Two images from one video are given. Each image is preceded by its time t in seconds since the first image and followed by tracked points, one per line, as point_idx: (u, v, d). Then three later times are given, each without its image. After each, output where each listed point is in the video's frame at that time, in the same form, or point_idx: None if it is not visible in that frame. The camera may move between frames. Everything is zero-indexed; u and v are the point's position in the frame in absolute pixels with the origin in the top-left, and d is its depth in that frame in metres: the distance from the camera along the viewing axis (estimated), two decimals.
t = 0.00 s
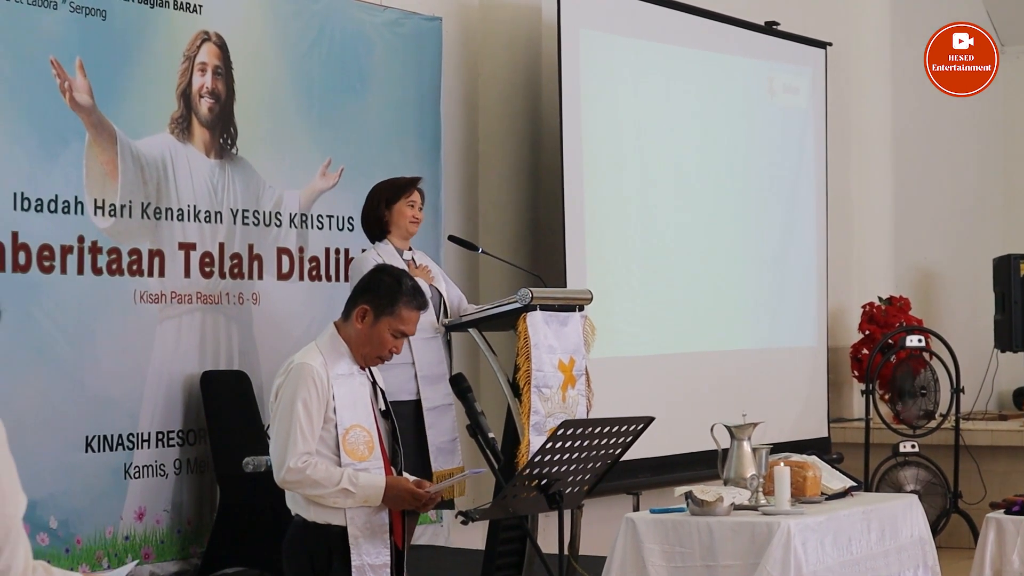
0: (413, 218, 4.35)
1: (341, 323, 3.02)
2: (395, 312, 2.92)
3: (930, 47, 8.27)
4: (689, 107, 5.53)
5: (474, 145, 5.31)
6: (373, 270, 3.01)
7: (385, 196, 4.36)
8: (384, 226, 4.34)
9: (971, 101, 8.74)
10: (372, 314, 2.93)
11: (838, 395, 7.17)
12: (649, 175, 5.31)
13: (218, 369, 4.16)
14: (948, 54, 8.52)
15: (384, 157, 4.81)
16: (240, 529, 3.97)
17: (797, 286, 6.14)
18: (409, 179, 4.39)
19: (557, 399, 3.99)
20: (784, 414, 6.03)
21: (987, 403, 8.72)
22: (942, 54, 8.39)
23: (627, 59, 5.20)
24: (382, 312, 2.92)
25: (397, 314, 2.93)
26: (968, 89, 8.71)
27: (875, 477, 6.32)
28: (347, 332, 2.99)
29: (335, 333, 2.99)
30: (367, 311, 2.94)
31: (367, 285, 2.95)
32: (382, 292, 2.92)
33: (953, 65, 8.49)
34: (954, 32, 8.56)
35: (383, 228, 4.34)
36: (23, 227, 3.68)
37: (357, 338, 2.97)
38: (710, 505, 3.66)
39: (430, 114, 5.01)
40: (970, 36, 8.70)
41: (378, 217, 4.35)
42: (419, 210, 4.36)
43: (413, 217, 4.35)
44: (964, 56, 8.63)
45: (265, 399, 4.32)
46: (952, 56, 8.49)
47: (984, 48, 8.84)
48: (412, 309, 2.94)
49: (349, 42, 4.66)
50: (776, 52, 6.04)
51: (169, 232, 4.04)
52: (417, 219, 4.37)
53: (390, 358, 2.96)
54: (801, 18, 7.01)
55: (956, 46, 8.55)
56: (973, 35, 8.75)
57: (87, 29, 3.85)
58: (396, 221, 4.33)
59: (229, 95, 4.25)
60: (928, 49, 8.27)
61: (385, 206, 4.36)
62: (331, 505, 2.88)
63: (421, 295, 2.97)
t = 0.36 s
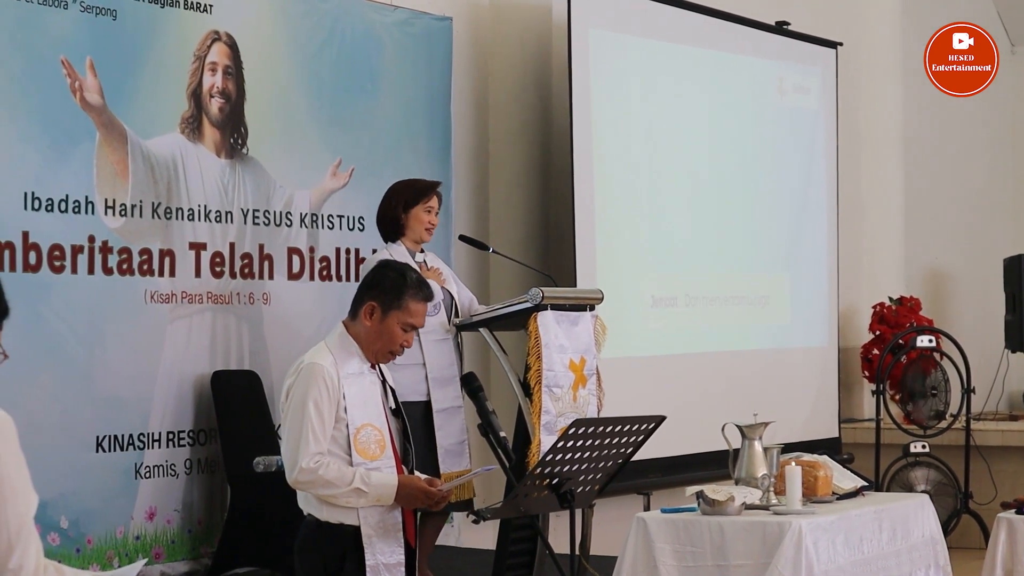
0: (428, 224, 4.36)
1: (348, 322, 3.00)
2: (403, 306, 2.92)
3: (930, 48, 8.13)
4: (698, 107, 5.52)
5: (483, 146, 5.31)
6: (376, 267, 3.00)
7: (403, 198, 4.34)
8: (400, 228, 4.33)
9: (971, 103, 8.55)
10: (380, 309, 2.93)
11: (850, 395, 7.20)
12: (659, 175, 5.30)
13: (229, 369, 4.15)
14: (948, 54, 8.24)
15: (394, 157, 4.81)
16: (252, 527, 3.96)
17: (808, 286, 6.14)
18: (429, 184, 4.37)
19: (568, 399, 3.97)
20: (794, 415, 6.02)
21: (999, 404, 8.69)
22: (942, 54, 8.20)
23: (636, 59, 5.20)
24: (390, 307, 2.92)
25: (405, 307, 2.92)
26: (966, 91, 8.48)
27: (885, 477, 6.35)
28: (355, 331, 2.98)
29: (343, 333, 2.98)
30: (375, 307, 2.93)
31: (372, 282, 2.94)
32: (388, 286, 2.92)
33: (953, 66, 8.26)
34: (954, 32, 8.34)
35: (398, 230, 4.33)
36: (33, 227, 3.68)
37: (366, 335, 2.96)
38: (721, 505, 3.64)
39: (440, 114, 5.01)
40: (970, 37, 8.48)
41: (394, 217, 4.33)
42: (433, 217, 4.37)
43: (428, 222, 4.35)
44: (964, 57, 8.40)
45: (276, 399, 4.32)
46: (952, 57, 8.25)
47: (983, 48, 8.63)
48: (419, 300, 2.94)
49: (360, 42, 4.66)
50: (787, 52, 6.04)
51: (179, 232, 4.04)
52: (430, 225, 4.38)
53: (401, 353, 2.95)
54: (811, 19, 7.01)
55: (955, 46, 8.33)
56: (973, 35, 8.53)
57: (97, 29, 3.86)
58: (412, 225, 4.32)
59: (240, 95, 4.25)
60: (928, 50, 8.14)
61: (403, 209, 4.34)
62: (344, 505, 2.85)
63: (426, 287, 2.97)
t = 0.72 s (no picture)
0: (450, 229, 4.28)
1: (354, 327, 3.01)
2: (393, 275, 2.98)
3: (929, 48, 7.96)
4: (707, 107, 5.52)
5: (493, 146, 5.31)
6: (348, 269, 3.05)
7: (429, 200, 4.25)
8: (421, 228, 4.27)
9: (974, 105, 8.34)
10: (379, 294, 2.97)
11: (859, 393, 7.23)
12: (669, 175, 5.31)
13: (240, 369, 4.15)
14: (948, 55, 8.05)
15: (405, 157, 4.81)
16: (265, 527, 3.96)
17: (818, 285, 6.14)
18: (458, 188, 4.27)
19: (580, 399, 3.95)
20: (803, 415, 6.02)
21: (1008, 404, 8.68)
22: (942, 54, 8.01)
23: (646, 59, 5.19)
24: (384, 285, 2.97)
25: (395, 277, 2.99)
26: (969, 90, 8.26)
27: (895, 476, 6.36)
28: (366, 329, 2.99)
29: (356, 337, 2.98)
30: (373, 295, 2.97)
31: (357, 276, 2.98)
32: (370, 269, 2.98)
33: (953, 66, 8.04)
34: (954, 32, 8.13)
35: (419, 230, 4.28)
36: (45, 227, 3.68)
37: (380, 326, 2.98)
38: (733, 505, 3.59)
39: (450, 113, 5.00)
40: (973, 39, 8.27)
41: (417, 215, 4.26)
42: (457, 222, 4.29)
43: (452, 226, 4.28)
44: (965, 57, 8.20)
45: (287, 398, 4.33)
46: (952, 57, 8.06)
47: (984, 50, 8.39)
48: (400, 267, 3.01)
49: (371, 42, 4.67)
50: (796, 52, 6.04)
51: (190, 232, 4.04)
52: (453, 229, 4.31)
53: (416, 319, 2.99)
54: (819, 19, 7.01)
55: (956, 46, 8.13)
56: (973, 34, 8.29)
57: (108, 29, 3.86)
58: (434, 229, 4.26)
59: (250, 95, 4.26)
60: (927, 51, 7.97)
61: (427, 210, 4.26)
62: (359, 506, 2.85)
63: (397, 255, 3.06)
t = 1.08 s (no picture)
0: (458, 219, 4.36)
1: (361, 326, 2.98)
2: (406, 275, 2.97)
3: (929, 48, 7.83)
4: (714, 108, 5.53)
5: (501, 146, 5.31)
6: (356, 266, 3.00)
7: (437, 191, 4.33)
8: (430, 221, 4.33)
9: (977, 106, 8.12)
10: (392, 293, 2.95)
11: (867, 394, 7.24)
12: (676, 174, 5.32)
13: (248, 369, 4.15)
14: (948, 54, 7.91)
15: (414, 157, 4.82)
16: (273, 527, 3.95)
17: (826, 286, 6.14)
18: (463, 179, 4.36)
19: (588, 398, 3.94)
20: (812, 415, 6.02)
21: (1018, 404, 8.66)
22: (942, 54, 7.88)
23: (652, 59, 5.20)
24: (399, 286, 2.94)
25: (408, 277, 2.98)
26: (966, 91, 8.04)
27: (904, 476, 6.36)
28: (373, 328, 2.96)
29: (364, 336, 2.95)
30: (387, 295, 2.94)
31: (370, 274, 2.95)
32: (383, 266, 2.95)
33: (953, 66, 7.92)
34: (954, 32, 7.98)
35: (427, 223, 4.34)
36: (54, 226, 3.68)
37: (390, 326, 2.96)
38: (742, 504, 3.54)
39: (458, 113, 5.00)
40: (970, 37, 8.07)
41: (425, 208, 4.33)
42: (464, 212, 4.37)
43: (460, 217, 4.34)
44: (965, 57, 8.06)
45: (296, 397, 4.33)
46: (952, 57, 7.93)
47: (982, 50, 8.16)
48: (411, 268, 3.00)
49: (380, 42, 4.67)
50: (805, 52, 6.04)
51: (198, 232, 4.04)
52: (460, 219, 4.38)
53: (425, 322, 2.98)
54: (826, 19, 7.01)
55: (957, 46, 7.99)
56: (973, 34, 8.10)
57: (117, 29, 3.86)
58: (443, 219, 4.32)
59: (259, 95, 4.26)
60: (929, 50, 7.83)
61: (435, 202, 4.33)
62: (373, 506, 2.83)
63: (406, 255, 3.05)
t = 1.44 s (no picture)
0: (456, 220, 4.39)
1: (367, 322, 2.95)
2: (418, 276, 2.97)
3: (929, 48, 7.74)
4: (720, 107, 5.52)
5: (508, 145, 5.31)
6: (367, 260, 2.97)
7: (434, 192, 4.39)
8: (429, 221, 4.36)
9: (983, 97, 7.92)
10: (406, 292, 2.94)
11: (874, 393, 7.25)
12: (681, 172, 5.32)
13: (255, 368, 4.15)
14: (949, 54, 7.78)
15: (420, 156, 4.81)
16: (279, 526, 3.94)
17: (832, 285, 6.13)
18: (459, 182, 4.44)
19: (596, 397, 3.92)
20: (819, 415, 6.01)
21: None
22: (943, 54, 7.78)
23: (658, 58, 5.20)
24: (413, 285, 2.94)
25: (419, 278, 2.97)
26: (966, 91, 7.86)
27: (911, 477, 6.36)
28: (380, 324, 2.94)
29: (371, 332, 2.92)
30: (400, 293, 2.93)
31: (383, 271, 2.92)
32: (399, 266, 2.94)
33: (953, 66, 7.81)
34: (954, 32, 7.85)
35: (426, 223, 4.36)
36: (61, 225, 3.68)
37: (398, 324, 2.95)
38: (749, 504, 3.48)
39: (465, 112, 5.00)
40: (969, 35, 7.88)
41: (425, 209, 4.37)
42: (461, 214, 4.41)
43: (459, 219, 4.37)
44: (965, 57, 7.87)
45: (303, 396, 4.33)
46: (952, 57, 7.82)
47: (984, 47, 7.96)
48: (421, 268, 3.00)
49: (387, 40, 4.67)
50: (811, 51, 6.04)
51: (206, 231, 4.04)
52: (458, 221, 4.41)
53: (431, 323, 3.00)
54: (831, 19, 7.01)
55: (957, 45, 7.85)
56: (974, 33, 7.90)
57: (124, 27, 3.86)
58: (441, 216, 4.35)
59: (266, 94, 4.26)
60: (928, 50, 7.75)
61: (433, 202, 4.38)
62: (390, 506, 2.81)
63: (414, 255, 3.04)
